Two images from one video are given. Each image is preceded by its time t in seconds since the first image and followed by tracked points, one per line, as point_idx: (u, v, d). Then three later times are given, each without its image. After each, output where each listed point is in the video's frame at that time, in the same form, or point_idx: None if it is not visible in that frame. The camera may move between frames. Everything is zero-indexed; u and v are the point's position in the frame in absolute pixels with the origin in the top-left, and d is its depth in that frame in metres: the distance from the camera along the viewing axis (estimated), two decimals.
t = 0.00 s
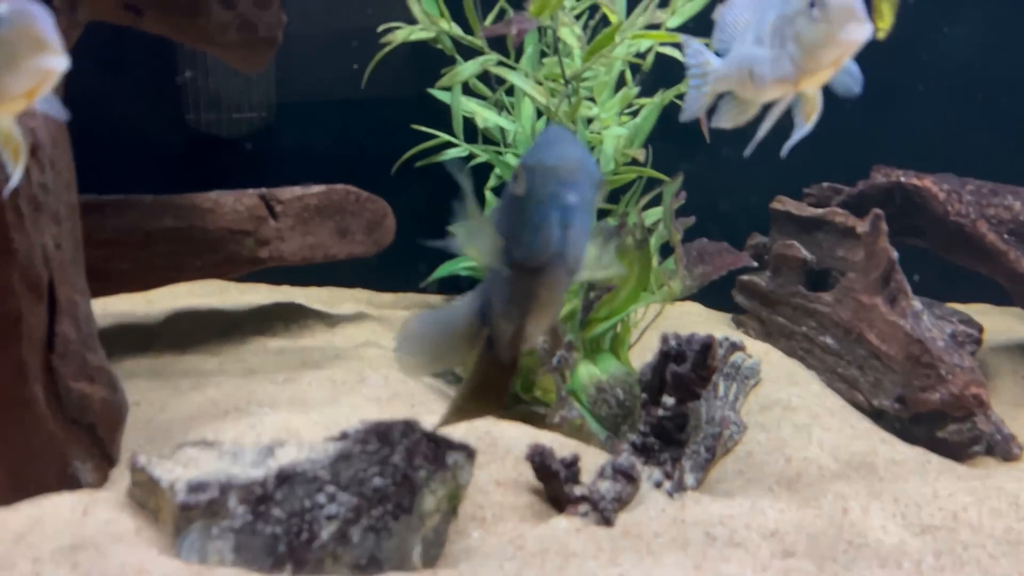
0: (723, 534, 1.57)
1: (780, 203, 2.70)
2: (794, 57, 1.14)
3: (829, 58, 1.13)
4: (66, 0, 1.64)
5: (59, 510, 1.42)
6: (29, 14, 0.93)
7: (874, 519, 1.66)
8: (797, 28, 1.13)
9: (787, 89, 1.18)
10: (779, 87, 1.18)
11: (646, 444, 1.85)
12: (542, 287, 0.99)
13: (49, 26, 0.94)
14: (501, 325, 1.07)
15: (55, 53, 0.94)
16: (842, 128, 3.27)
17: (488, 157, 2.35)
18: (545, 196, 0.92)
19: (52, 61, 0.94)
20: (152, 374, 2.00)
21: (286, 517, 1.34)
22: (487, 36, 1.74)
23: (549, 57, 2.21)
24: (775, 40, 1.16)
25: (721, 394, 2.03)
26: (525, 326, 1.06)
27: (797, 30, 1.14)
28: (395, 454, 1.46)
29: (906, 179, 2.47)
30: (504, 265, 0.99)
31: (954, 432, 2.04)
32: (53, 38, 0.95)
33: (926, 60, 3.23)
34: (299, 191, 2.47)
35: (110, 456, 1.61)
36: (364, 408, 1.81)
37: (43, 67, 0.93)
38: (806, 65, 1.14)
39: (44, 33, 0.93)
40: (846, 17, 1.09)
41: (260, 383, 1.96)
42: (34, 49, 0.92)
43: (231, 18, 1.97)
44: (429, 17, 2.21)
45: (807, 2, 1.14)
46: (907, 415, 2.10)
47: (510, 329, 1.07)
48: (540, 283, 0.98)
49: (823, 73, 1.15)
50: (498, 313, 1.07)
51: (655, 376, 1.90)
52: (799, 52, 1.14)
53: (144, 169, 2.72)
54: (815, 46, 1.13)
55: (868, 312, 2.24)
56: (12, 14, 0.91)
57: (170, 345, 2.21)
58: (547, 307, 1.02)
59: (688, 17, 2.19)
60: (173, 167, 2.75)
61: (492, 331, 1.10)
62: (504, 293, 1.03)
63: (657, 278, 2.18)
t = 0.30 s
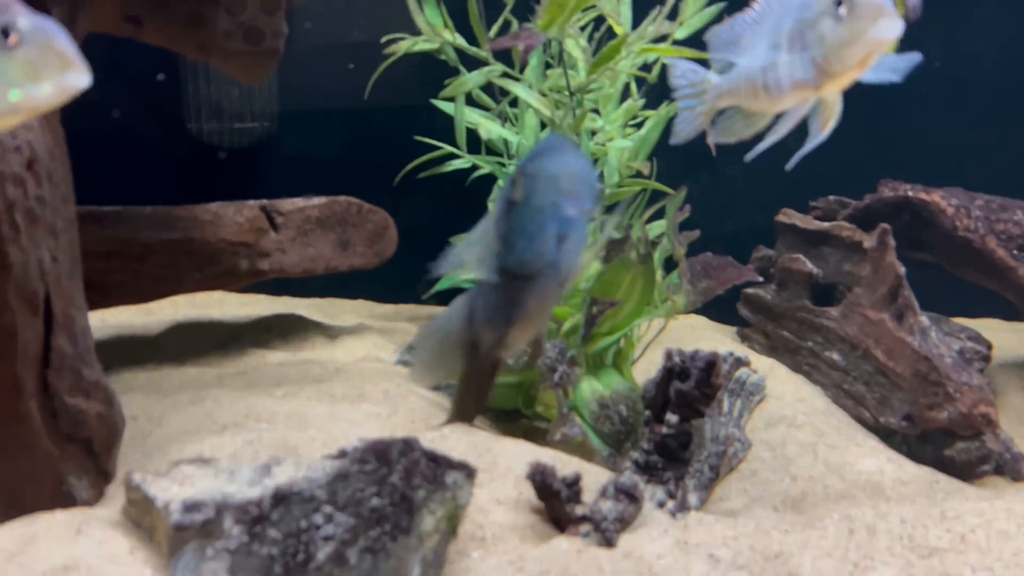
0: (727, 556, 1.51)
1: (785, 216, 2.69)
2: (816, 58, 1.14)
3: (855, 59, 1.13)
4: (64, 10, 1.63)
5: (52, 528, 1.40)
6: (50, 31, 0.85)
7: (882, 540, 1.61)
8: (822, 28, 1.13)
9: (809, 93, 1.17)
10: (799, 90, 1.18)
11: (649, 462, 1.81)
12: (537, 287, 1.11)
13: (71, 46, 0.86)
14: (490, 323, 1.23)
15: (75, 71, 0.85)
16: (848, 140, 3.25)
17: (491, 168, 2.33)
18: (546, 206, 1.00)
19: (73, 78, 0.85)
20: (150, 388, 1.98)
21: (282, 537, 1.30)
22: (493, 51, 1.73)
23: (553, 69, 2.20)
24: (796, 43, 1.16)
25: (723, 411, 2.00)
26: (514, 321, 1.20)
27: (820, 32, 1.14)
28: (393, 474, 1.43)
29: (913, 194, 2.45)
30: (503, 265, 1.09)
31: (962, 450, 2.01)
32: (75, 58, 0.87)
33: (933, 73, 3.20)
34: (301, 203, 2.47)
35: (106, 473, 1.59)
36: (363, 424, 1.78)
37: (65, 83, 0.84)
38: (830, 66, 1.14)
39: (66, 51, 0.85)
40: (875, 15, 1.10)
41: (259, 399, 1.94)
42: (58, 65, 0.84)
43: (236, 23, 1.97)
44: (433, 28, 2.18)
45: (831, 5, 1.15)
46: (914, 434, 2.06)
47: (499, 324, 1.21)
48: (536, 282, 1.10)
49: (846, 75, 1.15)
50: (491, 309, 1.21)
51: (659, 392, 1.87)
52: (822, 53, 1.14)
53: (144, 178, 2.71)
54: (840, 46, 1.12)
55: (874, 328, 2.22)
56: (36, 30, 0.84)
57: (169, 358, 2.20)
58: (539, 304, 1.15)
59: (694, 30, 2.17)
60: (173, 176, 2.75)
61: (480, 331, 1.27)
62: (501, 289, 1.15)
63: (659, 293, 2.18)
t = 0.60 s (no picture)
0: (725, 572, 1.51)
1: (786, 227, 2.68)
2: (838, 71, 1.06)
3: (877, 69, 1.06)
4: (68, 25, 1.64)
5: (54, 545, 1.40)
6: (72, 49, 0.82)
7: (880, 555, 1.61)
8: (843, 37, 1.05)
9: (827, 106, 1.09)
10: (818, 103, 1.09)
11: (649, 478, 1.81)
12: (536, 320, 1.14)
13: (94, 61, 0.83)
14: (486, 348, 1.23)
15: (99, 91, 0.81)
16: (849, 150, 3.25)
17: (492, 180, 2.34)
18: (548, 247, 1.02)
19: (95, 99, 0.81)
20: (152, 402, 1.99)
21: (282, 555, 1.31)
22: (499, 68, 1.78)
23: (555, 81, 2.20)
24: (815, 53, 1.07)
25: (723, 425, 2.01)
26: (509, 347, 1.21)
27: (841, 42, 1.06)
28: (394, 491, 1.43)
29: (914, 206, 2.45)
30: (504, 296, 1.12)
31: (962, 464, 2.01)
32: (100, 73, 0.83)
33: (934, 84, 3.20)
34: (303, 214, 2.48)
35: (107, 489, 1.60)
36: (363, 439, 1.79)
37: (88, 106, 0.81)
38: (852, 78, 1.06)
39: (88, 73, 0.82)
40: (898, 25, 1.04)
41: (260, 412, 1.95)
42: (80, 88, 0.81)
43: (241, 26, 1.93)
44: (435, 41, 2.19)
45: (850, 14, 1.07)
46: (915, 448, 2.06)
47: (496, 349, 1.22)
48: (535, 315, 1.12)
49: (866, 85, 1.07)
50: (484, 336, 1.22)
51: (660, 406, 1.87)
52: (844, 65, 1.06)
53: (146, 190, 2.72)
54: (862, 56, 1.05)
55: (874, 341, 2.22)
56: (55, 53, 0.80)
57: (170, 371, 2.21)
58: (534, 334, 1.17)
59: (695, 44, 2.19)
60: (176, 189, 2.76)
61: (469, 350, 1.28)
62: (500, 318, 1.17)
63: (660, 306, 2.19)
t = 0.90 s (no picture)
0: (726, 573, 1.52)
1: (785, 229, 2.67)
2: (850, 61, 1.05)
3: (891, 58, 1.04)
4: (70, 28, 1.64)
5: (57, 548, 1.41)
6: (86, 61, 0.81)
7: (880, 555, 1.62)
8: (854, 31, 1.05)
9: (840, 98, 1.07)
10: (831, 95, 1.07)
11: (650, 479, 1.82)
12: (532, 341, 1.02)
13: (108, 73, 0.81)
14: (471, 368, 1.11)
15: (112, 99, 0.80)
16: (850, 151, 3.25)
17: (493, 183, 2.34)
18: (546, 269, 0.91)
19: (108, 108, 0.80)
20: (153, 405, 2.00)
21: (285, 558, 1.31)
22: (501, 71, 1.72)
23: (556, 85, 2.19)
24: (825, 48, 1.07)
25: (724, 426, 2.02)
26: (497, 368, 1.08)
27: (852, 34, 1.05)
28: (395, 493, 1.43)
29: (914, 207, 2.46)
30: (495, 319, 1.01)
31: (961, 465, 2.01)
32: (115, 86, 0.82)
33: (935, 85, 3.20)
34: (305, 217, 2.49)
35: (109, 491, 1.61)
36: (364, 441, 1.80)
37: (103, 116, 0.79)
38: (866, 66, 1.05)
39: (101, 82, 0.80)
40: (909, 15, 1.04)
41: (261, 415, 1.96)
42: (94, 98, 0.79)
43: (241, 26, 1.93)
44: (434, 44, 2.18)
45: (860, 8, 1.07)
46: (915, 448, 2.07)
47: (482, 372, 1.09)
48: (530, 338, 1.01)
49: (880, 75, 1.06)
50: (474, 358, 1.09)
51: (661, 408, 1.88)
52: (857, 55, 1.05)
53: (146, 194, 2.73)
54: (874, 46, 1.04)
55: (874, 342, 2.23)
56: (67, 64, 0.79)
57: (171, 373, 2.22)
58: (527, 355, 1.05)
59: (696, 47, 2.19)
60: (176, 192, 2.77)
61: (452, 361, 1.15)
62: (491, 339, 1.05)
63: (661, 309, 2.20)
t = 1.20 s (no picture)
0: (731, 568, 1.49)
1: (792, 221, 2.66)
2: (877, 20, 0.96)
3: (923, 12, 0.93)
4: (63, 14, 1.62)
5: (51, 542, 1.39)
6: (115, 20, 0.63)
7: (887, 550, 1.59)
8: None
9: (868, 60, 1.00)
10: (858, 57, 1.00)
11: (653, 474, 1.79)
12: (512, 363, 0.84)
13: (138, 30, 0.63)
14: (457, 370, 0.91)
15: (144, 59, 0.62)
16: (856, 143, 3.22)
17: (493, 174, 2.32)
18: (540, 278, 0.79)
19: (139, 73, 0.62)
20: (150, 399, 1.97)
21: (282, 552, 1.28)
22: (504, 56, 1.74)
23: (558, 74, 2.17)
24: (851, 7, 0.98)
25: (727, 420, 2.01)
26: (478, 383, 0.87)
27: None
28: (395, 487, 1.40)
29: (921, 199, 2.43)
30: (475, 330, 0.86)
31: (970, 459, 1.98)
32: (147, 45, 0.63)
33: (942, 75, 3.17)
34: (305, 210, 2.48)
35: (105, 485, 1.59)
36: (364, 435, 1.78)
37: (129, 83, 0.61)
38: (895, 23, 0.95)
39: (129, 40, 0.62)
40: None
41: (259, 409, 1.94)
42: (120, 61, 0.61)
43: (238, 19, 1.90)
44: (433, 32, 2.17)
45: None
46: (922, 442, 2.04)
47: (467, 378, 0.89)
48: (514, 360, 0.83)
49: (910, 33, 0.96)
50: (455, 365, 0.91)
51: (664, 402, 1.86)
52: (885, 11, 0.95)
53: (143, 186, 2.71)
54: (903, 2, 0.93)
55: (880, 335, 2.20)
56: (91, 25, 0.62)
57: (168, 367, 2.19)
58: (509, 377, 0.86)
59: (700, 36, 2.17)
60: (173, 184, 2.74)
61: (434, 354, 0.97)
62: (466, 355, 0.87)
63: (665, 301, 2.18)
